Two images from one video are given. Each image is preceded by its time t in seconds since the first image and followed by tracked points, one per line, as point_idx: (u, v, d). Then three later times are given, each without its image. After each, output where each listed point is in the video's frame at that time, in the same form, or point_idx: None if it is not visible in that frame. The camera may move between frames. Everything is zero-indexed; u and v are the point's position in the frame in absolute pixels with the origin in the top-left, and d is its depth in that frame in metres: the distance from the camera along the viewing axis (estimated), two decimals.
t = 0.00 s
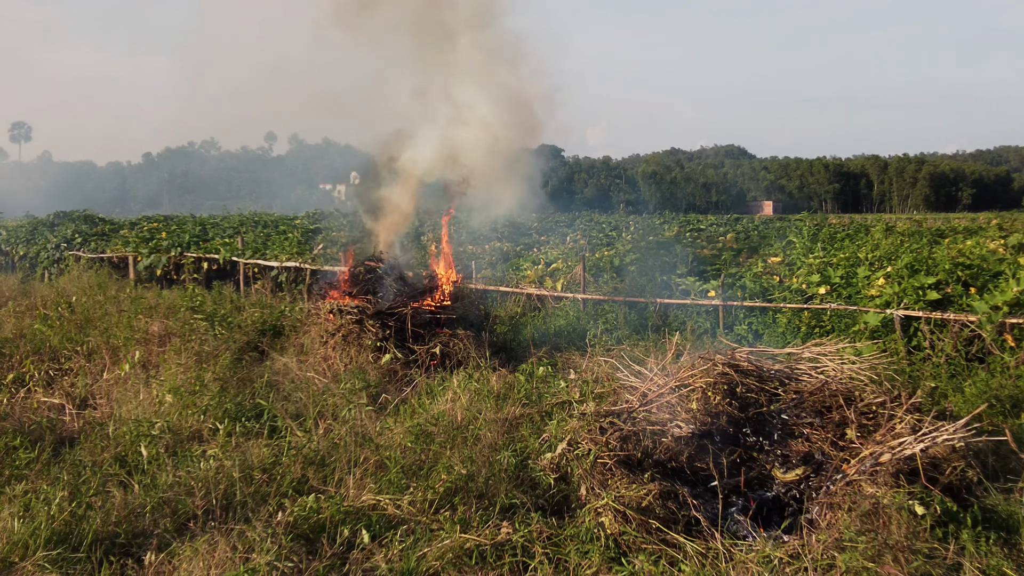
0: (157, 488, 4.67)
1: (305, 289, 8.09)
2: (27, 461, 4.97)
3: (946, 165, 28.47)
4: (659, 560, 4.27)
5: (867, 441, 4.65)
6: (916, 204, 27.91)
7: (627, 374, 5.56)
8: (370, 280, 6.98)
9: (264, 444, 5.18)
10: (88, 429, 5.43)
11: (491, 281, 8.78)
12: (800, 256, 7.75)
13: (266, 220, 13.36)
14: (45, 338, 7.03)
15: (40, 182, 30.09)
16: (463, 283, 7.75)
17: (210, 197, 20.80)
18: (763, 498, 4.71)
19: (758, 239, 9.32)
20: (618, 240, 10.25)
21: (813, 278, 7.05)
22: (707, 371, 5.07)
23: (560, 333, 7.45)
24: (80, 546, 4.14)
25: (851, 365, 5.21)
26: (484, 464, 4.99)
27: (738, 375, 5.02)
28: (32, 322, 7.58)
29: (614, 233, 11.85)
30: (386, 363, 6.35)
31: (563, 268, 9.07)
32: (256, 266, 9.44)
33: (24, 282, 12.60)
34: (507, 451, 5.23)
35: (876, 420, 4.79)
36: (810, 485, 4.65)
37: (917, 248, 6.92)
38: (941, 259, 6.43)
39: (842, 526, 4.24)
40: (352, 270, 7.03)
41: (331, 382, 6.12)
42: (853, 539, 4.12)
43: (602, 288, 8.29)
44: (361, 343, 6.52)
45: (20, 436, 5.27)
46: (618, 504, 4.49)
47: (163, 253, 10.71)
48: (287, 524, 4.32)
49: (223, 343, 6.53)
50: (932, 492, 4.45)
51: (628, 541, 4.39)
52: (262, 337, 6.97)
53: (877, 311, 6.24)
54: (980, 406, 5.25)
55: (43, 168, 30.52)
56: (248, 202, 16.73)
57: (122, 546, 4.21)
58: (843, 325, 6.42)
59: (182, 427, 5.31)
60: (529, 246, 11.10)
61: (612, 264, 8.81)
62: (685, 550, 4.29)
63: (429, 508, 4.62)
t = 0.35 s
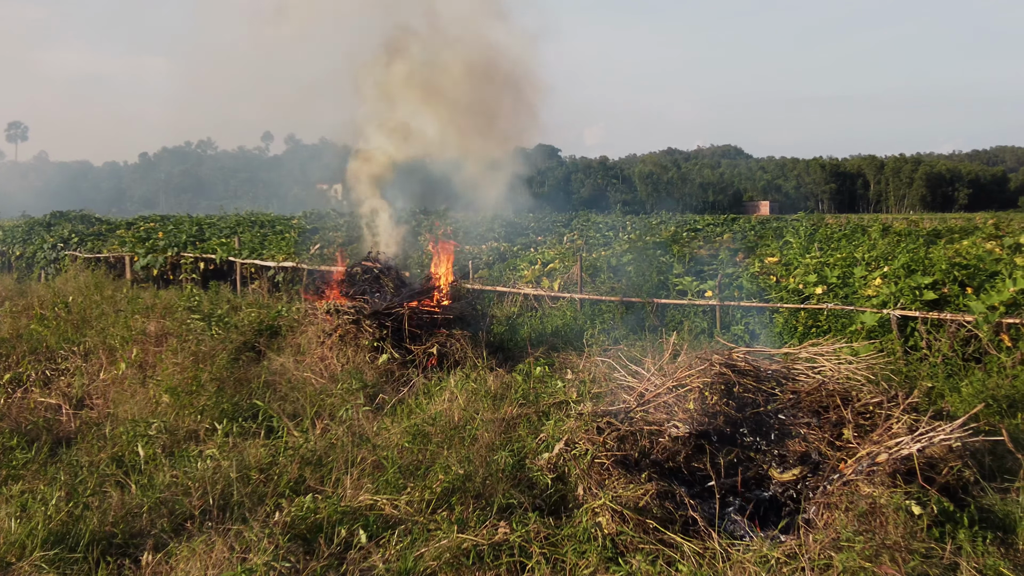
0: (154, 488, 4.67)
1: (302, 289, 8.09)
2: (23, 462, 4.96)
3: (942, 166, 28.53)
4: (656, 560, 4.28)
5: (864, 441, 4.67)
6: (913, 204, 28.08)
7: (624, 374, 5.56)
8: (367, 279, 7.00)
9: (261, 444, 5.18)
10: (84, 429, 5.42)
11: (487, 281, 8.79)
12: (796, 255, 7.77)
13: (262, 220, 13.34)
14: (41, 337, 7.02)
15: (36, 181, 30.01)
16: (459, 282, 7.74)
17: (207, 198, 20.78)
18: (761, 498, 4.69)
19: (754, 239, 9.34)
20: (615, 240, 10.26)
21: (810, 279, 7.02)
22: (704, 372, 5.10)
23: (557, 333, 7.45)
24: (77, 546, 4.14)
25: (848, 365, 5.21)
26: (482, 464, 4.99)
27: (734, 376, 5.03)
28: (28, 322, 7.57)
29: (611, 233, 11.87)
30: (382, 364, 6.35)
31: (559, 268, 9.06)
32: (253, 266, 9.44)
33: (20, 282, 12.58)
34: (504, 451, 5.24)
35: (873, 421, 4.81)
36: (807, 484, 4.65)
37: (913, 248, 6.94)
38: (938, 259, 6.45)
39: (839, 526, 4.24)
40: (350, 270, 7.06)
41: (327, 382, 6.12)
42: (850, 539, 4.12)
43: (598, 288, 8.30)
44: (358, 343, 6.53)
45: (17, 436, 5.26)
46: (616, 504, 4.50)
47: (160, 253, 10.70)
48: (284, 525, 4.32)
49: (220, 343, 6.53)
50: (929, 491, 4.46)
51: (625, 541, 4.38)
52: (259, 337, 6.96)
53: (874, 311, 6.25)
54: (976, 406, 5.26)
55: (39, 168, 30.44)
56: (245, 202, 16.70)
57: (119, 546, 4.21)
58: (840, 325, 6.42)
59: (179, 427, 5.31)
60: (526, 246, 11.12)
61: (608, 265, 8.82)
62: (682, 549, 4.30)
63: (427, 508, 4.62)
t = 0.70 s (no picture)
0: (149, 488, 4.67)
1: (297, 289, 8.08)
2: (18, 462, 4.96)
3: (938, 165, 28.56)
4: (651, 559, 4.28)
5: (858, 440, 4.67)
6: (908, 205, 27.70)
7: (619, 373, 5.54)
8: (363, 279, 6.99)
9: (256, 444, 5.18)
10: (79, 429, 5.42)
11: (483, 280, 8.79)
12: (791, 256, 7.77)
13: (258, 219, 13.34)
14: (36, 337, 7.02)
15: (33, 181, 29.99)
16: (455, 281, 7.71)
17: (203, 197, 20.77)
18: (756, 498, 4.69)
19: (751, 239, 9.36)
20: (612, 239, 10.26)
21: (805, 279, 7.02)
22: (699, 371, 5.09)
23: (553, 333, 7.46)
24: (71, 546, 4.14)
25: (843, 365, 5.22)
26: (477, 464, 5.00)
27: (730, 375, 5.03)
28: (23, 321, 7.58)
29: (607, 232, 11.87)
30: (378, 363, 6.36)
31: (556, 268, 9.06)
32: (249, 266, 9.44)
33: (16, 282, 12.57)
34: (500, 451, 5.24)
35: (868, 420, 4.81)
36: (802, 484, 4.65)
37: (909, 248, 6.95)
38: (933, 259, 6.46)
39: (834, 525, 4.24)
40: (346, 271, 7.06)
41: (323, 382, 6.12)
42: (844, 538, 4.11)
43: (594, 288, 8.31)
44: (353, 343, 6.53)
45: (11, 436, 5.26)
46: (611, 503, 4.49)
47: (155, 252, 10.70)
48: (279, 524, 4.32)
49: (215, 343, 6.53)
50: (923, 490, 4.45)
51: (620, 541, 4.40)
52: (255, 337, 6.95)
53: (870, 310, 6.26)
54: (971, 406, 5.27)
55: (35, 167, 30.41)
56: (240, 201, 16.69)
57: (114, 546, 4.21)
58: (836, 325, 6.44)
59: (174, 427, 5.31)
60: (522, 246, 11.12)
61: (604, 264, 8.83)
62: (677, 549, 4.30)
63: (422, 508, 4.62)
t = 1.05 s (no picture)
0: (144, 489, 4.66)
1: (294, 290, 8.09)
2: (13, 462, 4.95)
3: (934, 166, 28.64)
4: (647, 559, 4.29)
5: (854, 440, 4.67)
6: (904, 204, 28.08)
7: (615, 373, 5.52)
8: (359, 279, 6.97)
9: (252, 444, 5.18)
10: (75, 430, 5.41)
11: (479, 281, 8.81)
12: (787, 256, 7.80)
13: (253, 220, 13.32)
14: (32, 338, 7.01)
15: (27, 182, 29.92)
16: (451, 282, 7.70)
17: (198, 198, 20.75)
18: (752, 498, 4.72)
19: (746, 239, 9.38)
20: (607, 239, 10.28)
21: (801, 279, 7.05)
22: (695, 371, 5.04)
23: (549, 333, 7.47)
24: (67, 547, 4.13)
25: (839, 364, 5.22)
26: (473, 464, 5.00)
27: (726, 375, 5.04)
28: (19, 322, 7.58)
29: (603, 233, 11.90)
30: (374, 363, 6.37)
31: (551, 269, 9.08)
32: (244, 266, 9.44)
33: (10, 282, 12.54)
34: (496, 450, 5.24)
35: (864, 420, 4.81)
36: (798, 484, 4.66)
37: (904, 248, 6.96)
38: (928, 259, 6.47)
39: (830, 525, 4.25)
40: (342, 272, 7.04)
41: (319, 382, 6.12)
42: (840, 538, 4.12)
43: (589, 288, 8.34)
44: (349, 343, 6.53)
45: (6, 437, 5.24)
46: (607, 503, 4.49)
47: (151, 253, 10.69)
48: (275, 525, 4.32)
49: (211, 343, 6.53)
50: (919, 490, 4.45)
51: (616, 541, 4.40)
52: (250, 337, 6.93)
53: (865, 310, 6.27)
54: (967, 405, 5.28)
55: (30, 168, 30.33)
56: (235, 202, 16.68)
57: (109, 547, 4.20)
58: (832, 324, 6.46)
59: (170, 427, 5.30)
60: (517, 246, 11.14)
61: (600, 264, 8.86)
62: (674, 549, 4.31)
63: (418, 508, 4.62)
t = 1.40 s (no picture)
0: (142, 489, 4.66)
1: (291, 290, 8.08)
2: (10, 463, 4.95)
3: (929, 167, 28.88)
4: (645, 560, 4.29)
5: (852, 441, 4.68)
6: (901, 205, 28.33)
7: (613, 374, 5.51)
8: (356, 279, 6.92)
9: (250, 445, 5.18)
10: (72, 430, 5.41)
11: (476, 281, 8.83)
12: (785, 256, 7.82)
13: (251, 220, 13.32)
14: (29, 338, 7.01)
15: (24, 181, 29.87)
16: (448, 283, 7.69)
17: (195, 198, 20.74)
18: (749, 498, 4.70)
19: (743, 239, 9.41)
20: (605, 240, 10.29)
21: (798, 279, 7.08)
22: (693, 372, 5.06)
23: (546, 333, 7.49)
24: (65, 547, 4.13)
25: (836, 365, 5.24)
26: (471, 464, 5.00)
27: (723, 376, 5.05)
28: (16, 321, 7.59)
29: (601, 233, 11.93)
30: (371, 364, 6.37)
31: (549, 269, 9.10)
32: (242, 266, 9.44)
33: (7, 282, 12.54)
34: (493, 451, 5.24)
35: (861, 421, 4.82)
36: (795, 484, 4.67)
37: (901, 248, 6.97)
38: (925, 260, 6.48)
39: (827, 526, 4.25)
40: (340, 271, 6.92)
41: (316, 382, 6.13)
42: (838, 539, 4.11)
43: (587, 288, 8.38)
44: (347, 343, 6.54)
45: (4, 438, 5.24)
46: (605, 504, 4.50)
47: (148, 253, 10.68)
48: (273, 525, 4.32)
49: (209, 343, 6.53)
50: (917, 491, 4.46)
51: (614, 541, 4.41)
52: (247, 337, 6.92)
53: (862, 311, 6.29)
54: (964, 406, 5.29)
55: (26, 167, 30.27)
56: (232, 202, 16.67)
57: (107, 548, 4.21)
58: (829, 325, 6.47)
59: (167, 428, 5.30)
60: (515, 246, 11.17)
61: (598, 265, 8.90)
62: (671, 550, 4.31)
63: (416, 509, 4.62)
